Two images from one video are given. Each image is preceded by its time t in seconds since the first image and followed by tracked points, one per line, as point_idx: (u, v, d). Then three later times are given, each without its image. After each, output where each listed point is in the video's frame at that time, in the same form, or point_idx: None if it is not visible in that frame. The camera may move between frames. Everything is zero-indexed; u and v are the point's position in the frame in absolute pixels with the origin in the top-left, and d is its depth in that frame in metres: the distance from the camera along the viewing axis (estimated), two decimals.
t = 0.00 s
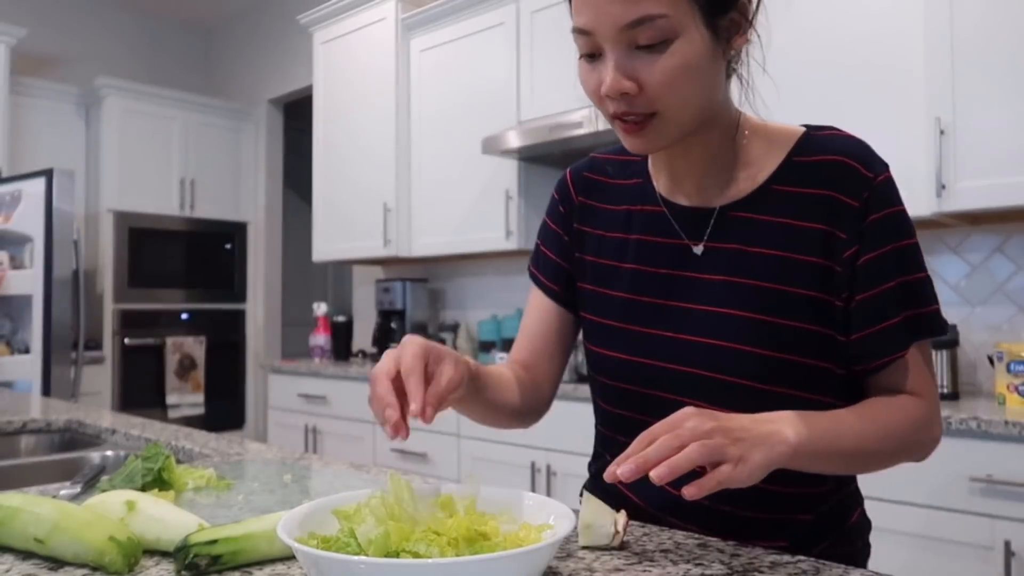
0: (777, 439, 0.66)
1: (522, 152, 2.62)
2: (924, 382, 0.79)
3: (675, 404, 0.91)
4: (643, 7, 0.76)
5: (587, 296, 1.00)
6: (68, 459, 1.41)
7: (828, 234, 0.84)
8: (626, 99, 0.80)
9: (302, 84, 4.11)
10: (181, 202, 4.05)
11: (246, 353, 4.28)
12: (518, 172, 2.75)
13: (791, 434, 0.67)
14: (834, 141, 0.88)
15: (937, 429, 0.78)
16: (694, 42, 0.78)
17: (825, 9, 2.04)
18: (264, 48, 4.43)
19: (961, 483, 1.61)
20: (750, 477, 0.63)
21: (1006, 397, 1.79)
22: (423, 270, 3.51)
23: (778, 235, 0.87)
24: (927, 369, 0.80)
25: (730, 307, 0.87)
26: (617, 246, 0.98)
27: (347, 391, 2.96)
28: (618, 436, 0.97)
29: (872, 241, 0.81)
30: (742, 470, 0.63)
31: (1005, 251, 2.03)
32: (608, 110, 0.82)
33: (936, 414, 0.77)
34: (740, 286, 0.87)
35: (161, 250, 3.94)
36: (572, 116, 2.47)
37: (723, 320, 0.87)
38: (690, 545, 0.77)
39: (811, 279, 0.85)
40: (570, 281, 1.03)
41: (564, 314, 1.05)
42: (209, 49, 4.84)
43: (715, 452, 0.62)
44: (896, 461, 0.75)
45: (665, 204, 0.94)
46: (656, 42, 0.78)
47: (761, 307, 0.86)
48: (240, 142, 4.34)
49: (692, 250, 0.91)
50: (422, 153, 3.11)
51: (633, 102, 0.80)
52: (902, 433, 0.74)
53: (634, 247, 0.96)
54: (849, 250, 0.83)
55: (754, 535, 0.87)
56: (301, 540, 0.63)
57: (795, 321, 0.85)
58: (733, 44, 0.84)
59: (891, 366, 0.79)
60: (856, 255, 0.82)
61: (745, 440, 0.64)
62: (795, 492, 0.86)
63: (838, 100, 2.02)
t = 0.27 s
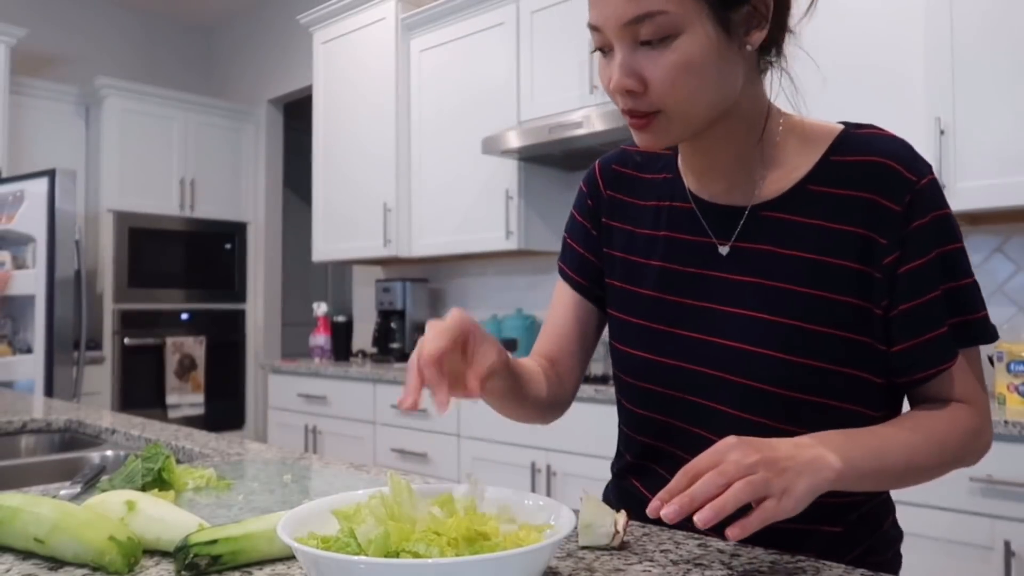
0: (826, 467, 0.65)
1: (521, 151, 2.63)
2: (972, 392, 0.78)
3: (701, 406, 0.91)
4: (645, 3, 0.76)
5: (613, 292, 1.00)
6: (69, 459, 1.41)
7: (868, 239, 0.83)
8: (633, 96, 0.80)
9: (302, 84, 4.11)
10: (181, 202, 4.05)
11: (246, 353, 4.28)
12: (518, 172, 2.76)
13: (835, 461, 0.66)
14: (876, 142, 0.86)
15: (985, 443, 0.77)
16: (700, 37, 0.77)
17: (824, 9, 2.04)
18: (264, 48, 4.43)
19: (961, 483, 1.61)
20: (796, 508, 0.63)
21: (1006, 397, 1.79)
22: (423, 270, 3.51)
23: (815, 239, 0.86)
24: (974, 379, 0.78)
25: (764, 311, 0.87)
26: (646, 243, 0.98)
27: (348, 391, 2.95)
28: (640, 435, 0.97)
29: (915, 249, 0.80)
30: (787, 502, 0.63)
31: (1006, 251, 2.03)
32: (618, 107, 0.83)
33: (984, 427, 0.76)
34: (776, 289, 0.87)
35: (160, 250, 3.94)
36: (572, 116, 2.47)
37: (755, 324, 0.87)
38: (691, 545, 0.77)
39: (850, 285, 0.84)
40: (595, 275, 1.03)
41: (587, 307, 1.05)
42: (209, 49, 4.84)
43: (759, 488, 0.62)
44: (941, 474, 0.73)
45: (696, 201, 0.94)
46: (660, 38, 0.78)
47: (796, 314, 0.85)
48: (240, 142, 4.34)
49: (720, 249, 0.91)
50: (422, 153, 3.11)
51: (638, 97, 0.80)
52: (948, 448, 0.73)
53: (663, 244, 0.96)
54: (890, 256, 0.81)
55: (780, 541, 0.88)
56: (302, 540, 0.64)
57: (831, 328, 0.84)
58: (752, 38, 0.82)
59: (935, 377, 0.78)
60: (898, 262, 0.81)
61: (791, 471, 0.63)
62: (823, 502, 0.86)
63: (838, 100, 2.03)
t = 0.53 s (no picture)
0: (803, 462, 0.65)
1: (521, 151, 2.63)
2: (995, 399, 0.74)
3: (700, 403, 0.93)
4: None
5: (629, 288, 1.02)
6: (70, 459, 1.41)
7: (880, 236, 0.82)
8: (621, 71, 0.82)
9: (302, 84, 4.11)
10: (181, 202, 4.05)
11: (246, 353, 4.28)
12: (517, 172, 2.75)
13: (820, 459, 0.66)
14: (891, 135, 0.85)
15: (1009, 452, 0.74)
16: (684, 15, 0.77)
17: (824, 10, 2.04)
18: (264, 48, 4.42)
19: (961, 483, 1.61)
20: (763, 500, 0.62)
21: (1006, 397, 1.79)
22: (423, 270, 3.51)
23: (825, 237, 0.86)
24: (996, 386, 0.75)
25: (773, 309, 0.87)
26: (661, 239, 0.99)
27: (347, 391, 2.96)
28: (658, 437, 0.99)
29: (926, 246, 0.78)
30: (755, 492, 0.62)
31: (1006, 251, 2.03)
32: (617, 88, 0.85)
33: (1007, 435, 0.73)
34: (784, 287, 0.87)
35: (160, 250, 3.94)
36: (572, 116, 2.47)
37: (761, 322, 0.88)
38: (690, 545, 0.77)
39: (861, 284, 0.83)
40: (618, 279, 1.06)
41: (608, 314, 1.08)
42: (209, 49, 4.84)
43: (723, 475, 0.60)
44: (953, 483, 0.72)
45: (708, 196, 0.95)
46: (645, 15, 0.79)
47: (802, 312, 0.86)
48: (240, 142, 4.34)
49: (726, 244, 0.92)
50: (422, 153, 3.11)
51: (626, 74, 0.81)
52: (959, 456, 0.71)
53: (676, 241, 0.97)
54: (902, 253, 0.80)
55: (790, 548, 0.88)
56: (302, 541, 0.63)
57: (840, 327, 0.84)
58: (746, 21, 0.80)
59: (954, 381, 0.75)
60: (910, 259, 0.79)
61: (764, 464, 0.62)
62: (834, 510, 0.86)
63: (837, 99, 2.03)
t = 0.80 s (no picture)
0: (735, 444, 0.66)
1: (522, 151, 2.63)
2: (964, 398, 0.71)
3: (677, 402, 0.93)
4: None
5: (622, 293, 1.03)
6: (69, 459, 1.41)
7: (843, 233, 0.82)
8: (589, 79, 0.85)
9: (302, 84, 4.11)
10: (181, 202, 4.05)
11: (246, 352, 4.28)
12: (518, 172, 2.75)
13: (751, 442, 0.66)
14: (855, 131, 0.84)
15: (981, 454, 0.70)
16: (641, 23, 0.80)
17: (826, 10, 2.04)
18: (264, 48, 4.42)
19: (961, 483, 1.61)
20: (684, 472, 0.63)
21: (1006, 397, 1.79)
22: (423, 270, 3.51)
23: (789, 233, 0.85)
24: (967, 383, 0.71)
25: (739, 307, 0.87)
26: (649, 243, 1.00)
27: (347, 391, 2.96)
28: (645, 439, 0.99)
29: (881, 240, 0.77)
30: (675, 464, 0.63)
31: (1006, 251, 2.03)
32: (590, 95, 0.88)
33: (974, 436, 0.70)
34: (752, 285, 0.87)
35: (161, 250, 3.94)
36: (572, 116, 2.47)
37: (731, 320, 0.88)
38: (691, 545, 0.77)
39: (823, 280, 0.83)
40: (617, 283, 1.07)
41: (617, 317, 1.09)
42: (209, 49, 4.84)
43: (642, 439, 0.63)
44: (910, 483, 0.70)
45: (687, 199, 0.96)
46: (606, 25, 0.82)
47: (768, 310, 0.85)
48: (241, 142, 4.34)
49: (703, 245, 0.92)
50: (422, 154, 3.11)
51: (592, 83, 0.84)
52: (913, 452, 0.68)
53: (661, 244, 0.98)
54: (861, 248, 0.79)
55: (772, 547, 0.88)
56: (301, 540, 0.64)
57: (805, 325, 0.83)
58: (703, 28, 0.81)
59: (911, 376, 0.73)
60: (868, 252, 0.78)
61: (689, 437, 0.64)
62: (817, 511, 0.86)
63: (837, 99, 2.03)
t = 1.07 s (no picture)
0: (655, 414, 0.69)
1: (522, 151, 2.63)
2: (871, 372, 0.75)
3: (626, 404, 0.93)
4: (518, 22, 0.87)
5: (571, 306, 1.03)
6: (70, 459, 1.41)
7: (759, 226, 0.84)
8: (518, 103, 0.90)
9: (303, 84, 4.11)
10: (181, 202, 4.05)
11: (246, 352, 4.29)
12: (518, 172, 2.75)
13: (670, 410, 0.70)
14: (766, 132, 0.87)
15: (888, 426, 0.74)
16: (564, 51, 0.85)
17: (830, 10, 2.03)
18: (264, 48, 4.42)
19: (961, 483, 1.61)
20: (606, 436, 0.67)
21: (1007, 397, 1.79)
22: (423, 270, 3.51)
23: (713, 230, 0.88)
24: (875, 359, 0.75)
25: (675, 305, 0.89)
26: (591, 253, 1.01)
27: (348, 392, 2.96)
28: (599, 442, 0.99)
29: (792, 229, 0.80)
30: (597, 428, 0.66)
31: (1006, 251, 2.03)
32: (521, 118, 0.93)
33: (881, 407, 0.74)
34: (684, 282, 0.89)
35: (161, 250, 3.94)
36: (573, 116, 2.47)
37: (668, 318, 0.89)
38: (690, 546, 0.76)
39: (746, 272, 0.85)
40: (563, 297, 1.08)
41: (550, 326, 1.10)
42: (209, 50, 4.84)
43: (564, 405, 0.66)
44: (824, 451, 0.73)
45: (622, 209, 0.97)
46: (531, 52, 0.87)
47: (701, 303, 0.87)
48: (241, 142, 4.35)
49: (638, 250, 0.94)
50: (422, 155, 3.11)
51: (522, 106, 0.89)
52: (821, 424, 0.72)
53: (602, 254, 0.99)
54: (776, 238, 0.82)
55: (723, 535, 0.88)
56: (302, 540, 0.64)
57: (733, 315, 0.85)
58: (620, 52, 0.87)
59: (826, 354, 0.77)
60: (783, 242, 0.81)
61: (612, 404, 0.67)
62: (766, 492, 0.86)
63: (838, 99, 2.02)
